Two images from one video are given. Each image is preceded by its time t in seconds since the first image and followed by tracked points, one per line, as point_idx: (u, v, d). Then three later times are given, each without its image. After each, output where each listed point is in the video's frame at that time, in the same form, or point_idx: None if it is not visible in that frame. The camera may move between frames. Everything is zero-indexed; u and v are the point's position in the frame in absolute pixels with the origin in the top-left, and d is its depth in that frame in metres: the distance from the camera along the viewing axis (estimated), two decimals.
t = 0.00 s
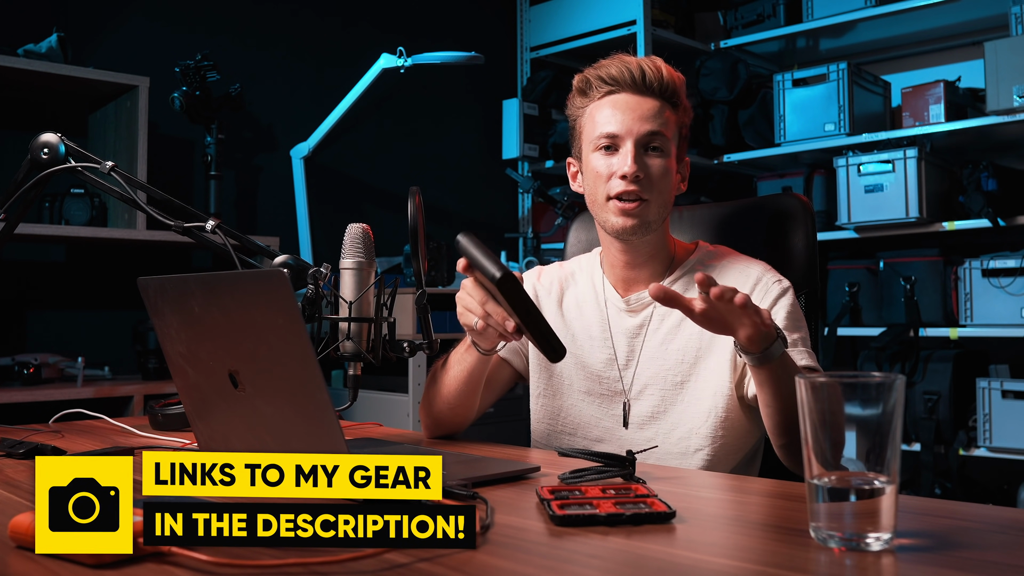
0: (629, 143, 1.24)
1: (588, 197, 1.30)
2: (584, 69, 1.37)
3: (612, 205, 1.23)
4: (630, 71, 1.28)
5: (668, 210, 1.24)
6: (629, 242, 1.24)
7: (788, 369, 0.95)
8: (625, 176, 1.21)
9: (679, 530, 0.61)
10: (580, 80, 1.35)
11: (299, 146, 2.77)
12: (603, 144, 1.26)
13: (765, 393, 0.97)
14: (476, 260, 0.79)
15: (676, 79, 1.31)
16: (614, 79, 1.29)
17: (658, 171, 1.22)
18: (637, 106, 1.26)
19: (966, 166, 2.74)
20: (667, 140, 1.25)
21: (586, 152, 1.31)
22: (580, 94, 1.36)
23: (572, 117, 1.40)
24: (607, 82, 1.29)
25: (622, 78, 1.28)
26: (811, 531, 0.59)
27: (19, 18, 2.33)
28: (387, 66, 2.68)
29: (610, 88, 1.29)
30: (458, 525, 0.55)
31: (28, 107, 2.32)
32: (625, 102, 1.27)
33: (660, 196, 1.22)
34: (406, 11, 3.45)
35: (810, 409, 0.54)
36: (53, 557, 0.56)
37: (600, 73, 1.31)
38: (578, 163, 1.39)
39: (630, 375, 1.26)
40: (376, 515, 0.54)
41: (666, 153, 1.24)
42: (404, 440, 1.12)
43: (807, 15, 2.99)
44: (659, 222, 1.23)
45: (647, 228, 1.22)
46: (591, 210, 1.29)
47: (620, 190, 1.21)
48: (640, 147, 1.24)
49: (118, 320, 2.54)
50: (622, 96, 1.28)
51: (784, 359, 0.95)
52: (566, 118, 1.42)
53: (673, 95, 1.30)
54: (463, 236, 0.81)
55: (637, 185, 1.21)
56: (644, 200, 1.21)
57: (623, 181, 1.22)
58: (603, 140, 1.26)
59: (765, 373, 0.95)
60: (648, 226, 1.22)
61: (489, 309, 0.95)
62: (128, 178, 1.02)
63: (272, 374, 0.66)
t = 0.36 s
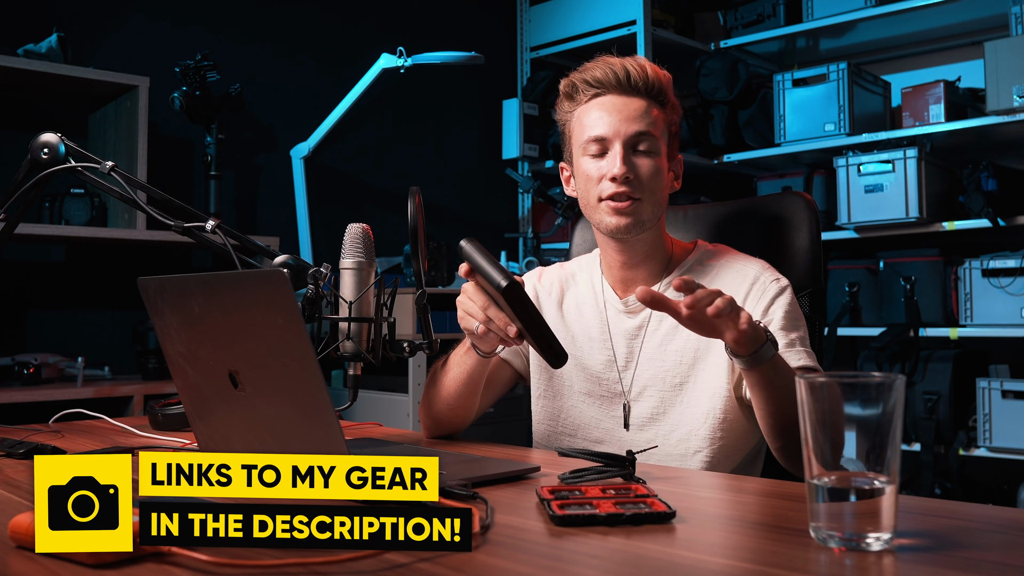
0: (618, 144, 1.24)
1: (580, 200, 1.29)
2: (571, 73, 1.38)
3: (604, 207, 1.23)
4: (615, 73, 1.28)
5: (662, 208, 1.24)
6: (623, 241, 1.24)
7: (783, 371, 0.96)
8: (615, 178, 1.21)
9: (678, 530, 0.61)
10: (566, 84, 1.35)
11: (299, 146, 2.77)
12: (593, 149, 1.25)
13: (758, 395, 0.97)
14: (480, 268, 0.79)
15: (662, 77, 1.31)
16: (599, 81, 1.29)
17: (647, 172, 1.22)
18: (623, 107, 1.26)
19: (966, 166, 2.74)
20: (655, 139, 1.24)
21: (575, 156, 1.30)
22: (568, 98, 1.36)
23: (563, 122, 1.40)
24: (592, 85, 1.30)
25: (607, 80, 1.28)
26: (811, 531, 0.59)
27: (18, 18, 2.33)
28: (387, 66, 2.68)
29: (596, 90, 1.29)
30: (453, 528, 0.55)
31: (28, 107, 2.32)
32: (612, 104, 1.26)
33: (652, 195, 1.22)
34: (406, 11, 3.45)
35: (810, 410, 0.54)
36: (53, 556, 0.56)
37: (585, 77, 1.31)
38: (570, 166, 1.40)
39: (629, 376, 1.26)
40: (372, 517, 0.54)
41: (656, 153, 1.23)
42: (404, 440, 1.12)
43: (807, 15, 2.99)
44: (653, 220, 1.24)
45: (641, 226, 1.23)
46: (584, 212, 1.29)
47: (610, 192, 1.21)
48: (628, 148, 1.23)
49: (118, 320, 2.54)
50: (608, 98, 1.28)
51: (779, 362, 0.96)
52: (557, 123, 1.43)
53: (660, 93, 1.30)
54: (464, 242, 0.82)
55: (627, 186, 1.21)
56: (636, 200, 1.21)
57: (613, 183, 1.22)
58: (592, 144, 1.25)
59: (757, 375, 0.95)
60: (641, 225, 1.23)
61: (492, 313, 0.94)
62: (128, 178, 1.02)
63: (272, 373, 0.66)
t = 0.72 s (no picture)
0: (630, 136, 1.24)
1: (589, 191, 1.29)
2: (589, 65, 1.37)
3: (612, 199, 1.23)
4: (634, 67, 1.28)
5: (669, 204, 1.24)
6: (630, 236, 1.24)
7: (777, 371, 0.97)
8: (625, 168, 1.21)
9: (678, 530, 0.61)
10: (583, 76, 1.34)
11: (299, 146, 2.77)
12: (605, 138, 1.26)
13: (748, 391, 0.98)
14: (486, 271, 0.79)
15: (680, 77, 1.31)
16: (617, 74, 1.29)
17: (657, 166, 1.22)
18: (639, 101, 1.26)
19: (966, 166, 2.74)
20: (668, 136, 1.24)
21: (588, 146, 1.30)
22: (584, 90, 1.35)
23: (575, 114, 1.40)
24: (610, 78, 1.30)
25: (625, 74, 1.28)
26: (810, 531, 0.59)
27: (18, 18, 2.33)
28: (387, 66, 2.68)
29: (613, 83, 1.29)
30: (453, 528, 0.55)
31: (28, 107, 2.32)
32: (628, 97, 1.26)
33: (660, 190, 1.22)
34: (406, 11, 3.45)
35: (810, 409, 0.54)
36: (52, 556, 0.56)
37: (604, 68, 1.31)
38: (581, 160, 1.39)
39: (631, 376, 1.26)
40: (371, 517, 0.54)
41: (668, 148, 1.23)
42: (404, 440, 1.12)
43: (807, 15, 2.99)
44: (660, 216, 1.23)
45: (647, 222, 1.22)
46: (591, 204, 1.29)
47: (619, 182, 1.21)
48: (639, 141, 1.23)
49: (118, 320, 2.54)
50: (625, 91, 1.28)
51: (768, 358, 0.96)
52: (570, 115, 1.42)
53: (677, 91, 1.30)
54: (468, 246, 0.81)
55: (637, 178, 1.21)
56: (643, 194, 1.21)
57: (622, 173, 1.21)
58: (604, 134, 1.26)
59: (744, 372, 0.96)
60: (648, 221, 1.23)
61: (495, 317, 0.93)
62: (128, 178, 1.02)
63: (272, 373, 0.66)
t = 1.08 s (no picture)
0: (644, 135, 1.25)
1: (600, 188, 1.30)
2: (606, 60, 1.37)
3: (624, 196, 1.24)
4: (651, 65, 1.28)
5: (680, 205, 1.24)
6: (639, 235, 1.25)
7: (783, 369, 0.96)
8: (638, 168, 1.22)
9: (678, 530, 0.61)
10: (599, 71, 1.34)
11: (299, 146, 2.77)
12: (618, 136, 1.26)
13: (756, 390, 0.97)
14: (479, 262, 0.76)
15: (697, 77, 1.31)
16: (634, 72, 1.29)
17: (670, 165, 1.23)
18: (654, 100, 1.26)
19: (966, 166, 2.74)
20: (682, 137, 1.25)
21: (601, 143, 1.31)
22: (599, 85, 1.35)
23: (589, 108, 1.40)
24: (627, 75, 1.30)
25: (642, 71, 1.29)
26: (811, 531, 0.59)
27: (18, 18, 2.33)
28: (387, 65, 2.68)
29: (629, 80, 1.29)
30: (453, 526, 0.55)
31: (28, 107, 2.32)
32: (643, 95, 1.27)
33: (671, 190, 1.23)
34: (406, 11, 3.45)
35: (810, 410, 0.54)
36: (52, 556, 0.56)
37: (621, 65, 1.31)
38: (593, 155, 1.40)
39: (636, 374, 1.26)
40: (372, 515, 0.54)
41: (681, 148, 1.24)
42: (404, 440, 1.12)
43: (807, 15, 2.99)
44: (670, 216, 1.24)
45: (657, 221, 1.23)
46: (602, 200, 1.30)
47: (632, 181, 1.22)
48: (653, 140, 1.24)
49: (118, 320, 2.54)
50: (640, 89, 1.28)
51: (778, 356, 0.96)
52: (584, 110, 1.42)
53: (693, 91, 1.30)
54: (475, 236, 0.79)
55: (649, 177, 1.22)
56: (655, 194, 1.22)
57: (635, 173, 1.22)
58: (618, 131, 1.26)
59: (754, 371, 0.96)
60: (658, 220, 1.23)
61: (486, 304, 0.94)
62: (128, 178, 1.02)
63: (272, 373, 0.66)
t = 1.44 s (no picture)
0: (650, 138, 1.25)
1: (604, 189, 1.30)
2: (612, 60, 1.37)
3: (628, 198, 1.24)
4: (658, 67, 1.28)
5: (684, 208, 1.24)
6: (641, 236, 1.25)
7: (793, 365, 0.96)
8: (643, 170, 1.22)
9: (678, 530, 0.61)
10: (607, 70, 1.34)
11: (299, 146, 2.77)
12: (624, 137, 1.27)
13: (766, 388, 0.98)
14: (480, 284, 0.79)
15: (704, 80, 1.31)
16: (642, 72, 1.29)
17: (676, 168, 1.22)
18: (661, 102, 1.26)
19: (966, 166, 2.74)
20: (688, 139, 1.25)
21: (606, 143, 1.31)
22: (605, 84, 1.35)
23: (593, 107, 1.39)
24: (634, 75, 1.30)
25: (650, 72, 1.28)
26: (811, 531, 0.59)
27: (19, 18, 2.33)
28: (387, 66, 2.68)
29: (636, 81, 1.29)
30: (448, 526, 0.55)
31: (28, 106, 2.32)
32: (650, 97, 1.27)
33: (676, 193, 1.22)
34: (406, 11, 3.45)
35: (811, 409, 0.54)
36: (52, 556, 0.56)
37: (627, 65, 1.31)
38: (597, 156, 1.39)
39: (637, 374, 1.26)
40: (367, 515, 0.54)
41: (687, 151, 1.24)
42: (403, 440, 1.13)
43: (807, 15, 2.99)
44: (673, 219, 1.24)
45: (660, 224, 1.23)
46: (606, 202, 1.30)
47: (636, 184, 1.22)
48: (660, 143, 1.24)
49: (118, 320, 2.54)
50: (648, 90, 1.28)
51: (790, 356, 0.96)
52: (589, 110, 1.42)
53: (699, 94, 1.30)
54: (457, 260, 0.84)
55: (654, 179, 1.22)
56: (660, 196, 1.22)
57: (640, 175, 1.22)
58: (623, 132, 1.27)
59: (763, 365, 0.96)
60: (662, 222, 1.23)
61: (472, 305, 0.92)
62: (128, 178, 1.02)
63: (272, 374, 0.66)
